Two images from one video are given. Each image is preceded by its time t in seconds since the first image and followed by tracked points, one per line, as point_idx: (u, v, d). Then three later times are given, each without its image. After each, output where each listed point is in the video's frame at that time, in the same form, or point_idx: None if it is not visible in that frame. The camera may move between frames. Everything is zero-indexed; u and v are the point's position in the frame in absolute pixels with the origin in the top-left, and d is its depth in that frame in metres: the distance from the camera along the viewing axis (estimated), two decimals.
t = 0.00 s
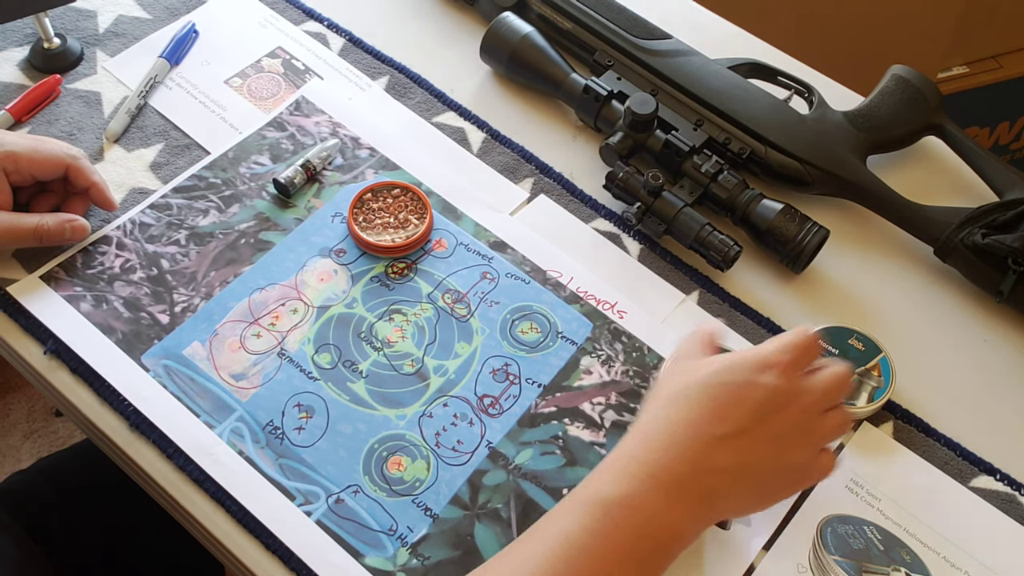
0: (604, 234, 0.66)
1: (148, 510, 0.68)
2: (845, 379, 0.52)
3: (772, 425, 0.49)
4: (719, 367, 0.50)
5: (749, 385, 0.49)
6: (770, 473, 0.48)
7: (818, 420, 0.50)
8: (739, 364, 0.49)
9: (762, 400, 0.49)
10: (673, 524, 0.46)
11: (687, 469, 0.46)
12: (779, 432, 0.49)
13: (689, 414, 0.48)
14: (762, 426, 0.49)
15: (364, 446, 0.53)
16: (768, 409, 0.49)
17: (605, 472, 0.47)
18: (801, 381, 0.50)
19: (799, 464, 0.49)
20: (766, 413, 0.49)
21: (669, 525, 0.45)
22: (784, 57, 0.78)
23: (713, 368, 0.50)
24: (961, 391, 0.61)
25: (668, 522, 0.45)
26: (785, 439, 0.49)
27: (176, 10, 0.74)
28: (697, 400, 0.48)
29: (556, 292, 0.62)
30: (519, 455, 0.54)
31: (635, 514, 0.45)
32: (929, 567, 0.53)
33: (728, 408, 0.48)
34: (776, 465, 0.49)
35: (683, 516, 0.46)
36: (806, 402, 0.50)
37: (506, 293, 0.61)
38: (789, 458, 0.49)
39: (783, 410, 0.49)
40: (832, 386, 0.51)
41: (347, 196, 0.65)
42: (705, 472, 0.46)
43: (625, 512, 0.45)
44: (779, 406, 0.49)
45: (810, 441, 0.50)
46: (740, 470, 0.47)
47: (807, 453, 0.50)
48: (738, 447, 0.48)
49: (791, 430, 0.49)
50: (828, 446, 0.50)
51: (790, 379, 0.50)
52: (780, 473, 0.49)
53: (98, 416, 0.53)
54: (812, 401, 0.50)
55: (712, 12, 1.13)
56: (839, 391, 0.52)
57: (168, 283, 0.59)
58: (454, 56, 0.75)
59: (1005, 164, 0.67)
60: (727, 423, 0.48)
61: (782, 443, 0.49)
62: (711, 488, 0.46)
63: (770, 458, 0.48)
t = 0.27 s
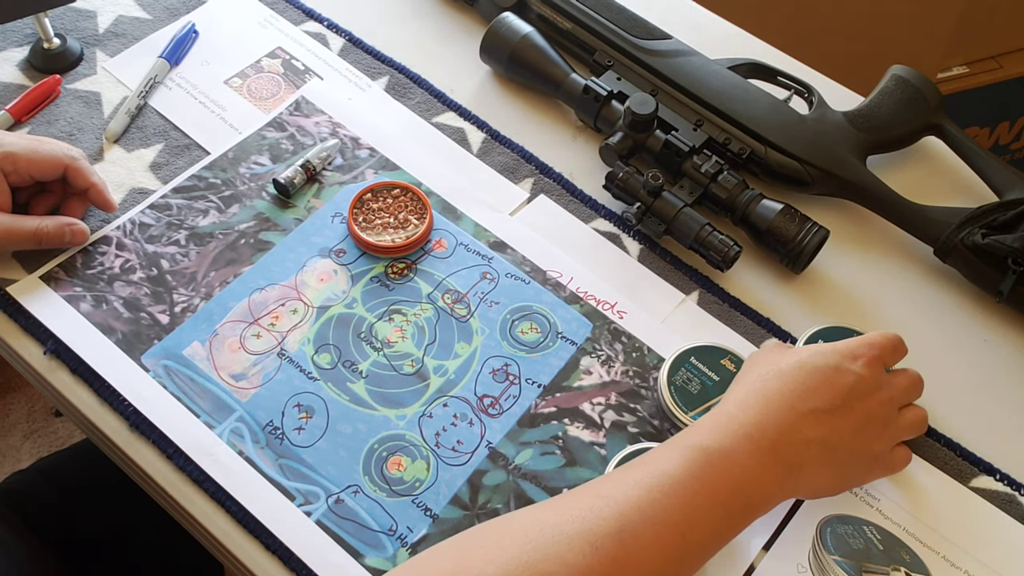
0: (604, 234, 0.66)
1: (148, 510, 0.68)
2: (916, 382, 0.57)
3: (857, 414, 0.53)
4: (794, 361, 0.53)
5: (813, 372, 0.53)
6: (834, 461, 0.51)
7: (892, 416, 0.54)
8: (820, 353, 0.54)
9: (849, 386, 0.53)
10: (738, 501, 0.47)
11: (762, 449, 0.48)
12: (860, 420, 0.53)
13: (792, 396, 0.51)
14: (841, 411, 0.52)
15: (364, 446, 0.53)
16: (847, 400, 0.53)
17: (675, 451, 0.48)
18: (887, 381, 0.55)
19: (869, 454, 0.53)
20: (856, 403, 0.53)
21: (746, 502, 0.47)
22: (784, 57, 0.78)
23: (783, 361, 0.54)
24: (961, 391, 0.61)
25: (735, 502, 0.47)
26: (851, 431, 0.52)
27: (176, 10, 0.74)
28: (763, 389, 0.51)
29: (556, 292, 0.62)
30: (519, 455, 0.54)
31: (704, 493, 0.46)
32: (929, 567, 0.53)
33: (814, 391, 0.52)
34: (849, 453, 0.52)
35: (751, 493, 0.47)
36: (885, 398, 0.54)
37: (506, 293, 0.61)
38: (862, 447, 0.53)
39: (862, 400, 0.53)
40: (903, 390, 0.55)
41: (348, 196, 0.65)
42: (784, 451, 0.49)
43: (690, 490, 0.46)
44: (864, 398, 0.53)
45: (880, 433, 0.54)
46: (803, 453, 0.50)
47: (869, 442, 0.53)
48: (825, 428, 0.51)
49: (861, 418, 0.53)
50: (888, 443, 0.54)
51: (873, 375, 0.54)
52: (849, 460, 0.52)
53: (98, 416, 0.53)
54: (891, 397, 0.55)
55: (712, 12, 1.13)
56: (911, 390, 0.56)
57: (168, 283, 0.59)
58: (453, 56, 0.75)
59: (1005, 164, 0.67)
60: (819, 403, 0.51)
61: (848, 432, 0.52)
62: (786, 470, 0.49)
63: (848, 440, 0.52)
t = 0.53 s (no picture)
0: (604, 234, 0.66)
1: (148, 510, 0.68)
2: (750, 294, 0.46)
3: (685, 356, 0.44)
4: (615, 301, 0.45)
5: (656, 312, 0.44)
6: (684, 396, 0.44)
7: (727, 333, 0.45)
8: (640, 292, 0.44)
9: (665, 324, 0.44)
10: (609, 462, 0.41)
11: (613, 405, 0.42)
12: (681, 360, 0.44)
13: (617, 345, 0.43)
14: (673, 345, 0.44)
15: (364, 446, 0.53)
16: (682, 328, 0.44)
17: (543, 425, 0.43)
18: (709, 294, 0.45)
19: (717, 378, 0.45)
20: (667, 343, 0.44)
21: (603, 468, 0.41)
22: (784, 57, 0.78)
23: (602, 307, 0.45)
24: (961, 391, 0.61)
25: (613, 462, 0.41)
26: (695, 361, 0.44)
27: (176, 11, 0.74)
28: (612, 337, 0.43)
29: (556, 292, 0.62)
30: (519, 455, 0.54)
31: (586, 470, 0.41)
32: (929, 567, 0.53)
33: (625, 343, 0.43)
34: (702, 389, 0.45)
35: (622, 449, 0.42)
36: (712, 315, 0.45)
37: (505, 293, 0.61)
38: (698, 379, 0.44)
39: (695, 332, 0.44)
40: (731, 298, 0.46)
41: (347, 196, 0.65)
42: (637, 403, 0.42)
43: (581, 462, 0.41)
44: (685, 329, 0.44)
45: (721, 354, 0.45)
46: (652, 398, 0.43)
47: (722, 368, 0.45)
48: (660, 375, 0.43)
49: (693, 354, 0.44)
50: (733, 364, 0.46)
51: (704, 295, 0.45)
52: (705, 392, 0.45)
53: (98, 416, 0.53)
54: (722, 314, 0.45)
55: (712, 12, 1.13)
56: (744, 303, 0.46)
57: (168, 283, 0.59)
58: (453, 56, 0.75)
59: (1004, 164, 0.67)
60: (624, 355, 0.43)
61: (685, 367, 0.44)
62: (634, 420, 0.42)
63: (695, 383, 0.44)
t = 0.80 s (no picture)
0: (604, 234, 0.66)
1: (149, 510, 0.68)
2: (564, 289, 0.55)
3: (501, 345, 0.50)
4: (438, 301, 0.51)
5: (472, 309, 0.50)
6: (502, 386, 0.50)
7: (543, 322, 0.53)
8: (461, 294, 0.51)
9: (485, 319, 0.50)
10: (463, 452, 0.48)
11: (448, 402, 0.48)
12: (506, 350, 0.51)
13: (442, 344, 0.49)
14: (491, 338, 0.50)
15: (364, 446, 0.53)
16: (496, 322, 0.51)
17: (381, 426, 0.48)
18: (525, 287, 0.53)
19: (534, 365, 0.52)
20: (476, 335, 0.50)
21: (452, 458, 0.47)
22: (784, 57, 0.78)
23: (433, 309, 0.51)
24: (961, 391, 0.61)
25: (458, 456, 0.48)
26: (507, 349, 0.51)
27: (177, 10, 0.74)
28: (433, 335, 0.50)
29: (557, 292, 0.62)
30: (519, 455, 0.54)
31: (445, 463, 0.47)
32: (928, 567, 0.53)
33: (459, 339, 0.49)
34: (512, 379, 0.51)
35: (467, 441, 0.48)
36: (527, 307, 0.52)
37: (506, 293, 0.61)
38: (521, 370, 0.51)
39: (513, 325, 0.51)
40: (547, 294, 0.54)
41: (347, 196, 0.65)
42: (459, 403, 0.48)
43: (439, 460, 0.47)
44: (502, 320, 0.51)
45: (538, 345, 0.52)
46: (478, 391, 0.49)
47: (534, 355, 0.52)
48: (483, 367, 0.50)
49: (506, 346, 0.51)
50: (539, 356, 0.52)
51: (527, 293, 0.53)
52: (516, 382, 0.51)
53: (98, 416, 0.53)
54: (532, 306, 0.52)
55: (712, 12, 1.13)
56: (558, 296, 0.55)
57: (168, 283, 0.59)
58: (453, 56, 0.75)
59: (1004, 164, 0.67)
60: (462, 350, 0.49)
61: (496, 352, 0.50)
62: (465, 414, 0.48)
63: (510, 372, 0.50)
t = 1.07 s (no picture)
0: (604, 234, 0.66)
1: (149, 510, 0.68)
2: (550, 290, 0.56)
3: (485, 346, 0.51)
4: (422, 302, 0.52)
5: (456, 311, 0.51)
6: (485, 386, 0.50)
7: (528, 323, 0.53)
8: (445, 296, 0.52)
9: (469, 321, 0.51)
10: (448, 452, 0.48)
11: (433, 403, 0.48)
12: (490, 351, 0.51)
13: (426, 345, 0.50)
14: (474, 339, 0.51)
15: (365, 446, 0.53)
16: (479, 324, 0.51)
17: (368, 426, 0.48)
18: (509, 289, 0.54)
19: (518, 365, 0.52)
20: (459, 337, 0.50)
21: (436, 457, 0.47)
22: (784, 57, 0.78)
23: (418, 311, 0.51)
24: (961, 391, 0.61)
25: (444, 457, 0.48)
26: (491, 350, 0.51)
27: (177, 11, 0.74)
28: (417, 336, 0.50)
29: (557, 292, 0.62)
30: (519, 455, 0.54)
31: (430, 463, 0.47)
32: (928, 567, 0.53)
33: (444, 341, 0.50)
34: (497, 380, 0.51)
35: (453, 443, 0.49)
36: (510, 309, 0.53)
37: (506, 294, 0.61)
38: (504, 371, 0.51)
39: (497, 327, 0.52)
40: (531, 295, 0.54)
41: (347, 196, 0.65)
42: (443, 404, 0.49)
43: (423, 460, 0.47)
44: (485, 322, 0.51)
45: (523, 345, 0.53)
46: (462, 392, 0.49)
47: (518, 355, 0.52)
48: (467, 368, 0.50)
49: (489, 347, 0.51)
50: (522, 356, 0.52)
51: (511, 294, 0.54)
52: (500, 383, 0.51)
53: (98, 416, 0.53)
54: (516, 307, 0.53)
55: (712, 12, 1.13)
56: (542, 297, 0.55)
57: (168, 283, 0.59)
58: (453, 56, 0.75)
59: (1004, 164, 0.67)
60: (447, 352, 0.50)
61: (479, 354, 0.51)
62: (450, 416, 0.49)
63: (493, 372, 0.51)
